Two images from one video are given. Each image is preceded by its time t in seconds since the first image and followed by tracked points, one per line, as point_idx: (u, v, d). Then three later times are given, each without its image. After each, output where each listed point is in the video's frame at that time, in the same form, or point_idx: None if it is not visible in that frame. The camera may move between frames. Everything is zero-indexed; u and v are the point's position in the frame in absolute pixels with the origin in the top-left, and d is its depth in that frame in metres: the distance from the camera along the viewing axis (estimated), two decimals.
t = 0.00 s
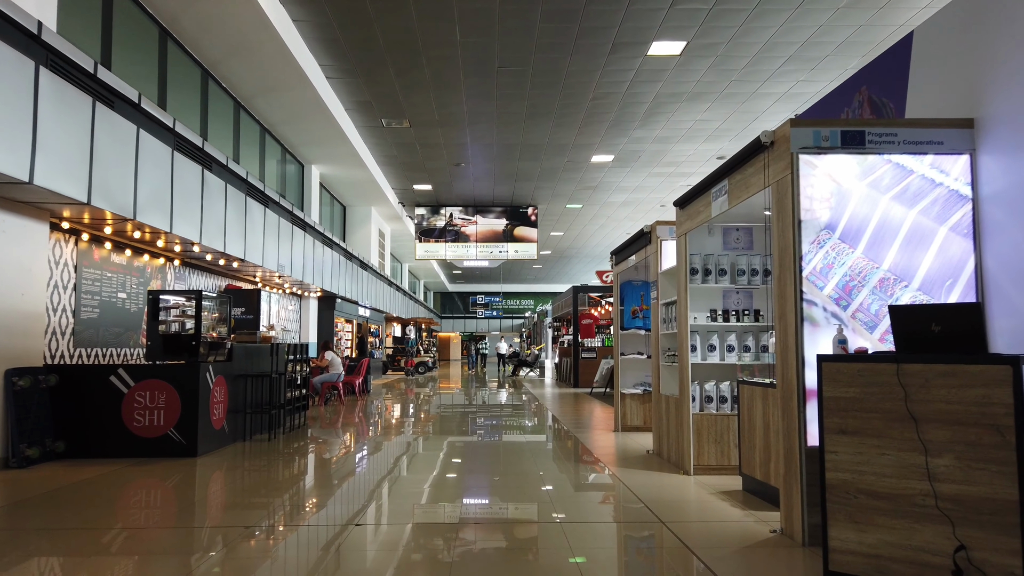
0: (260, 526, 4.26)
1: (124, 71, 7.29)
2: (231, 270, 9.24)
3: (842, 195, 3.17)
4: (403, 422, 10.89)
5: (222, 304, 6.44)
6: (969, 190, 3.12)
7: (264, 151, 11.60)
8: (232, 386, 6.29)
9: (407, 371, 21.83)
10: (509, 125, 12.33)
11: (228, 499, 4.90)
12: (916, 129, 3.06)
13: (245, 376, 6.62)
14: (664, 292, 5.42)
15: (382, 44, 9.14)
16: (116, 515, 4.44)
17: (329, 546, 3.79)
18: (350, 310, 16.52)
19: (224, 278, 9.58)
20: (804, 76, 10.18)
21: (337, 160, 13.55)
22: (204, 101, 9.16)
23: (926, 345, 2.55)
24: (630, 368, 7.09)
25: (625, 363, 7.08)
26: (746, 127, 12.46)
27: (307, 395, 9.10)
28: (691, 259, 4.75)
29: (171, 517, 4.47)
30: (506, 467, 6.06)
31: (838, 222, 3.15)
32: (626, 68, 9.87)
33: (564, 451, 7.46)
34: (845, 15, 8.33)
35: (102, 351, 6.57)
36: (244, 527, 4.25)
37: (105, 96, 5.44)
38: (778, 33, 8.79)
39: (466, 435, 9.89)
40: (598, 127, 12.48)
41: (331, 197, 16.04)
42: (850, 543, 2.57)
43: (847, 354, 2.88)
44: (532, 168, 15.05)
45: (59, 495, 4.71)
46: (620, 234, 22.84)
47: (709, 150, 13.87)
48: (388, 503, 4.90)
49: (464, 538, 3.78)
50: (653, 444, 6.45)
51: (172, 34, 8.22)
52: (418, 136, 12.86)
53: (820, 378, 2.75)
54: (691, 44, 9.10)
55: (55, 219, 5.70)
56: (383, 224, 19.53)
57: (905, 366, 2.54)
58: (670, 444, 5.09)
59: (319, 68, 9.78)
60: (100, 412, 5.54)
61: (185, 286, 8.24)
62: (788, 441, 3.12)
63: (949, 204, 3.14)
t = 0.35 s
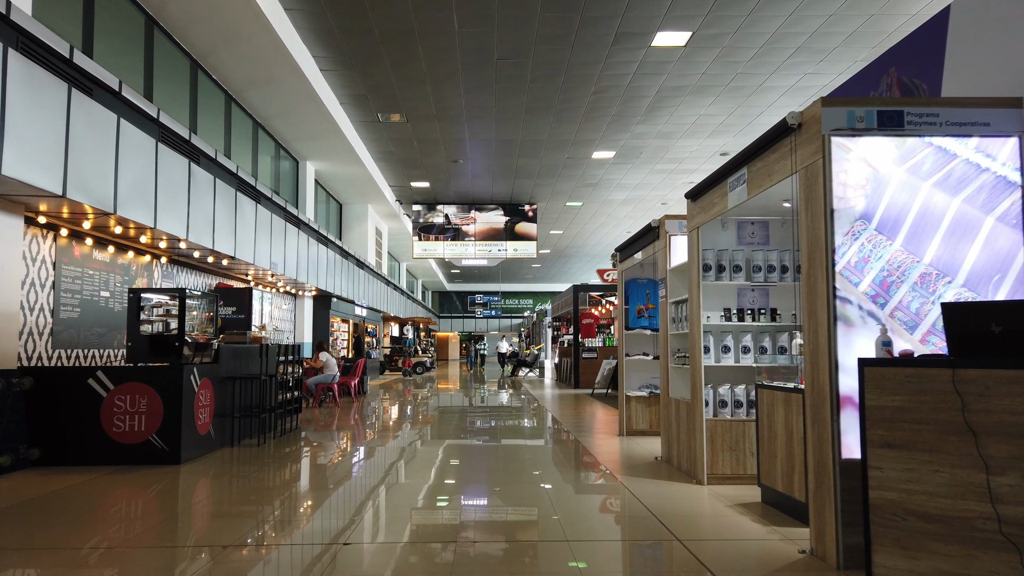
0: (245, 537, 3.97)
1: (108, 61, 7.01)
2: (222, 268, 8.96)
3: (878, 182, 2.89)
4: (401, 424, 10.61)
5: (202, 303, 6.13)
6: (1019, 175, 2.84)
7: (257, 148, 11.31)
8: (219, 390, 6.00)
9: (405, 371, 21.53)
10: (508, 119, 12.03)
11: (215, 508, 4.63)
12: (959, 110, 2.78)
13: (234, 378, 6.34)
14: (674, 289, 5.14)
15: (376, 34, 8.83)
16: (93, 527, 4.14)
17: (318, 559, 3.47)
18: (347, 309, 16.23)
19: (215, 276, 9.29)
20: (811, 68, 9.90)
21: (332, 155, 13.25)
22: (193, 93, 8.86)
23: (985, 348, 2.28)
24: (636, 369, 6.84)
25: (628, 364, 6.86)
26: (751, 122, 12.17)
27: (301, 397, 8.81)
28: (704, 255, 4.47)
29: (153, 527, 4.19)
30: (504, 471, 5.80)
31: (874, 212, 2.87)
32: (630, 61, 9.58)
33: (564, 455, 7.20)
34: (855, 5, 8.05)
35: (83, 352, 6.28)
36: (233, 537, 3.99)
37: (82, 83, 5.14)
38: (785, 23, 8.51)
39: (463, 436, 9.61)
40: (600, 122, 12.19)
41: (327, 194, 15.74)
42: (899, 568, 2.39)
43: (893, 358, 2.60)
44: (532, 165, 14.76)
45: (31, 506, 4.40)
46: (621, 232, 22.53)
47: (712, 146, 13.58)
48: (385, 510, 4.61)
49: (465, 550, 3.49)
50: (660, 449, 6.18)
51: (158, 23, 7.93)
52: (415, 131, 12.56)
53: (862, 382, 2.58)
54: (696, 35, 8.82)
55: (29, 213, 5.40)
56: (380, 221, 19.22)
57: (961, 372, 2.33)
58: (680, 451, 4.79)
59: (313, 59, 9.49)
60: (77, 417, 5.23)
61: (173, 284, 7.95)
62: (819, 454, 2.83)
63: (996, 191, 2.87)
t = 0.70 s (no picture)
0: (235, 549, 3.69)
1: (98, 47, 6.72)
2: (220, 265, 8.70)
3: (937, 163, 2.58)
4: (403, 425, 10.32)
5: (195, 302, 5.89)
6: None
7: (256, 143, 11.05)
8: (212, 392, 5.73)
9: (408, 371, 21.24)
10: (514, 113, 11.74)
11: (208, 514, 4.37)
12: None
13: (228, 379, 6.05)
14: (693, 286, 4.86)
15: (378, 23, 8.55)
16: (76, 537, 3.87)
17: None
18: (348, 309, 15.97)
19: (213, 273, 9.03)
20: (827, 59, 9.59)
21: (334, 151, 12.98)
22: (189, 84, 8.59)
23: None
24: (648, 371, 6.55)
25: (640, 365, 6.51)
26: (762, 116, 11.86)
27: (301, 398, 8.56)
28: (727, 248, 4.19)
29: (140, 536, 3.93)
30: (511, 476, 5.52)
31: (932, 195, 2.55)
32: (640, 51, 9.28)
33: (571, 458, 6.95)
34: None
35: (71, 351, 6.01)
36: (223, 549, 3.71)
37: (66, 67, 4.86)
38: (803, 10, 8.19)
39: (468, 438, 9.33)
40: (607, 117, 11.89)
41: (328, 191, 15.47)
42: None
43: (964, 360, 2.31)
44: (537, 161, 14.48)
45: (11, 516, 4.13)
46: (626, 231, 22.23)
47: (721, 141, 13.28)
48: (387, 518, 4.32)
49: (470, 567, 3.19)
50: (674, 454, 5.90)
51: (152, 9, 7.65)
52: (417, 126, 12.28)
53: (931, 390, 2.29)
54: (709, 24, 8.52)
55: (13, 206, 5.13)
56: (382, 219, 18.95)
57: None
58: (700, 459, 4.51)
59: (313, 50, 9.21)
60: (60, 421, 4.94)
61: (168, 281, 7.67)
62: (868, 468, 2.55)
63: None
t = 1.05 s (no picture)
0: (221, 564, 3.41)
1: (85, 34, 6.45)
2: (215, 262, 8.45)
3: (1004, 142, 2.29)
4: (404, 427, 10.04)
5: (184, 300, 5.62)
6: None
7: (253, 138, 10.76)
8: (201, 395, 5.43)
9: (408, 371, 20.95)
10: (517, 108, 11.46)
11: (196, 524, 4.10)
12: None
13: (218, 381, 5.77)
14: (710, 283, 4.58)
15: (377, 13, 8.26)
16: (51, 550, 3.59)
17: None
18: (348, 308, 15.69)
19: (207, 271, 8.77)
20: (839, 51, 9.30)
21: (332, 147, 12.70)
22: (181, 75, 8.30)
23: None
24: (659, 373, 6.26)
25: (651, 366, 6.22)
26: (771, 111, 11.58)
27: (297, 399, 8.29)
28: (750, 242, 3.90)
29: (124, 547, 3.68)
30: (515, 483, 5.24)
31: (997, 179, 2.27)
32: (647, 42, 9.00)
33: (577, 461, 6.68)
34: None
35: (55, 351, 5.73)
36: (209, 564, 3.44)
37: (47, 52, 4.58)
38: None
39: (470, 440, 9.04)
40: (612, 111, 11.61)
41: (327, 188, 15.19)
42: None
43: None
44: (540, 157, 14.19)
45: None
46: (630, 229, 21.93)
47: (729, 137, 12.99)
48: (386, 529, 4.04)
49: None
50: (686, 461, 5.61)
51: None
52: (418, 121, 12.00)
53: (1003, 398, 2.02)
54: (719, 13, 8.23)
55: None
56: (382, 217, 18.66)
57: None
58: (719, 467, 4.23)
59: (310, 41, 8.92)
60: (39, 425, 4.67)
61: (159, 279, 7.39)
62: (923, 485, 2.28)
63: None
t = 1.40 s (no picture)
0: None
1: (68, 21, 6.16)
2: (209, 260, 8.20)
3: None
4: (403, 429, 9.76)
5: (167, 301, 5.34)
6: None
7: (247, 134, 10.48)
8: (186, 400, 5.14)
9: (408, 372, 20.66)
10: (519, 102, 11.17)
11: (181, 537, 3.82)
12: None
13: (207, 385, 5.50)
14: (727, 282, 4.30)
15: (375, 3, 7.98)
16: (17, 567, 3.31)
17: None
18: (347, 308, 15.43)
19: (201, 269, 8.50)
20: (852, 43, 9.01)
21: (330, 143, 12.42)
22: (172, 67, 8.02)
23: None
24: (669, 376, 6.01)
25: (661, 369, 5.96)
26: (779, 106, 11.29)
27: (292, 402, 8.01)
28: (774, 237, 3.62)
29: (97, 564, 3.39)
30: (518, 493, 4.96)
31: None
32: (654, 33, 8.71)
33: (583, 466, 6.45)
34: None
35: (33, 354, 5.44)
36: None
37: (21, 35, 4.30)
38: None
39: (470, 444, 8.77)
40: (617, 106, 11.32)
41: (325, 185, 14.90)
42: None
43: None
44: (542, 154, 13.91)
45: None
46: (632, 227, 21.64)
47: (735, 132, 12.70)
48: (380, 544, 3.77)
49: None
50: (698, 469, 5.33)
51: None
52: (417, 116, 11.71)
53: None
54: (729, 2, 7.94)
55: None
56: (382, 216, 18.38)
57: None
58: (738, 479, 3.94)
59: (306, 32, 8.64)
60: (10, 434, 4.37)
61: (147, 277, 7.11)
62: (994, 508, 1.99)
63: None
